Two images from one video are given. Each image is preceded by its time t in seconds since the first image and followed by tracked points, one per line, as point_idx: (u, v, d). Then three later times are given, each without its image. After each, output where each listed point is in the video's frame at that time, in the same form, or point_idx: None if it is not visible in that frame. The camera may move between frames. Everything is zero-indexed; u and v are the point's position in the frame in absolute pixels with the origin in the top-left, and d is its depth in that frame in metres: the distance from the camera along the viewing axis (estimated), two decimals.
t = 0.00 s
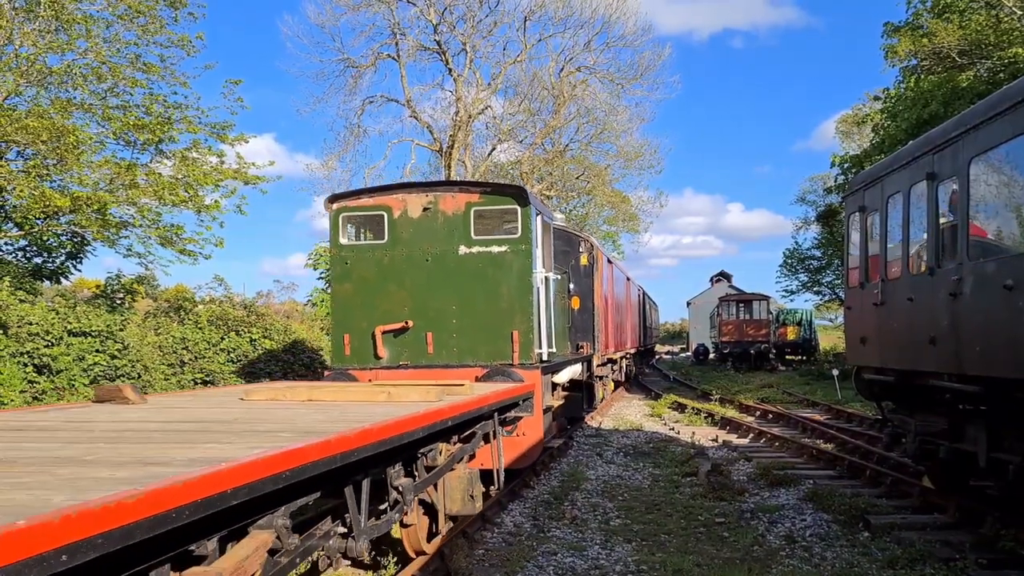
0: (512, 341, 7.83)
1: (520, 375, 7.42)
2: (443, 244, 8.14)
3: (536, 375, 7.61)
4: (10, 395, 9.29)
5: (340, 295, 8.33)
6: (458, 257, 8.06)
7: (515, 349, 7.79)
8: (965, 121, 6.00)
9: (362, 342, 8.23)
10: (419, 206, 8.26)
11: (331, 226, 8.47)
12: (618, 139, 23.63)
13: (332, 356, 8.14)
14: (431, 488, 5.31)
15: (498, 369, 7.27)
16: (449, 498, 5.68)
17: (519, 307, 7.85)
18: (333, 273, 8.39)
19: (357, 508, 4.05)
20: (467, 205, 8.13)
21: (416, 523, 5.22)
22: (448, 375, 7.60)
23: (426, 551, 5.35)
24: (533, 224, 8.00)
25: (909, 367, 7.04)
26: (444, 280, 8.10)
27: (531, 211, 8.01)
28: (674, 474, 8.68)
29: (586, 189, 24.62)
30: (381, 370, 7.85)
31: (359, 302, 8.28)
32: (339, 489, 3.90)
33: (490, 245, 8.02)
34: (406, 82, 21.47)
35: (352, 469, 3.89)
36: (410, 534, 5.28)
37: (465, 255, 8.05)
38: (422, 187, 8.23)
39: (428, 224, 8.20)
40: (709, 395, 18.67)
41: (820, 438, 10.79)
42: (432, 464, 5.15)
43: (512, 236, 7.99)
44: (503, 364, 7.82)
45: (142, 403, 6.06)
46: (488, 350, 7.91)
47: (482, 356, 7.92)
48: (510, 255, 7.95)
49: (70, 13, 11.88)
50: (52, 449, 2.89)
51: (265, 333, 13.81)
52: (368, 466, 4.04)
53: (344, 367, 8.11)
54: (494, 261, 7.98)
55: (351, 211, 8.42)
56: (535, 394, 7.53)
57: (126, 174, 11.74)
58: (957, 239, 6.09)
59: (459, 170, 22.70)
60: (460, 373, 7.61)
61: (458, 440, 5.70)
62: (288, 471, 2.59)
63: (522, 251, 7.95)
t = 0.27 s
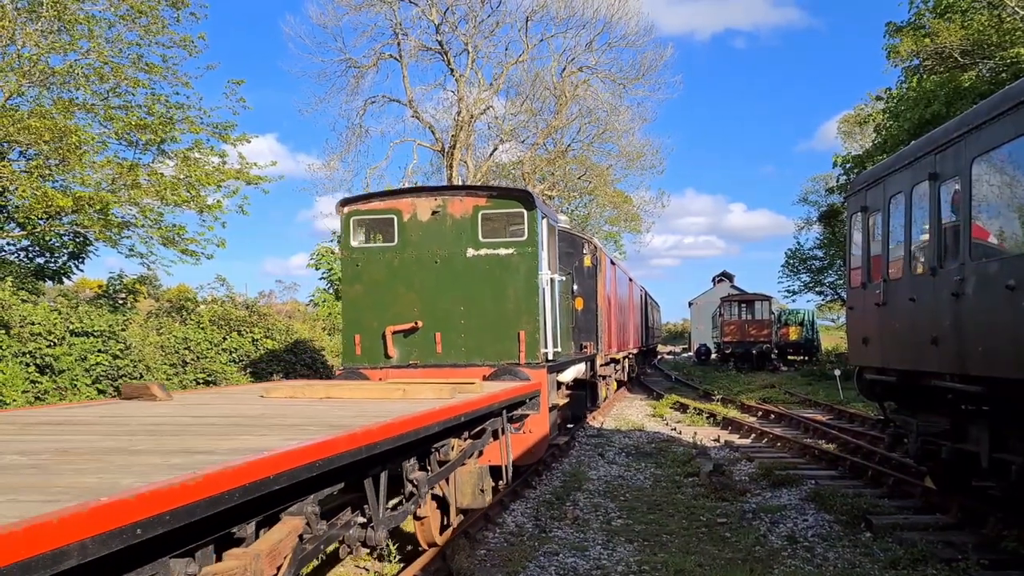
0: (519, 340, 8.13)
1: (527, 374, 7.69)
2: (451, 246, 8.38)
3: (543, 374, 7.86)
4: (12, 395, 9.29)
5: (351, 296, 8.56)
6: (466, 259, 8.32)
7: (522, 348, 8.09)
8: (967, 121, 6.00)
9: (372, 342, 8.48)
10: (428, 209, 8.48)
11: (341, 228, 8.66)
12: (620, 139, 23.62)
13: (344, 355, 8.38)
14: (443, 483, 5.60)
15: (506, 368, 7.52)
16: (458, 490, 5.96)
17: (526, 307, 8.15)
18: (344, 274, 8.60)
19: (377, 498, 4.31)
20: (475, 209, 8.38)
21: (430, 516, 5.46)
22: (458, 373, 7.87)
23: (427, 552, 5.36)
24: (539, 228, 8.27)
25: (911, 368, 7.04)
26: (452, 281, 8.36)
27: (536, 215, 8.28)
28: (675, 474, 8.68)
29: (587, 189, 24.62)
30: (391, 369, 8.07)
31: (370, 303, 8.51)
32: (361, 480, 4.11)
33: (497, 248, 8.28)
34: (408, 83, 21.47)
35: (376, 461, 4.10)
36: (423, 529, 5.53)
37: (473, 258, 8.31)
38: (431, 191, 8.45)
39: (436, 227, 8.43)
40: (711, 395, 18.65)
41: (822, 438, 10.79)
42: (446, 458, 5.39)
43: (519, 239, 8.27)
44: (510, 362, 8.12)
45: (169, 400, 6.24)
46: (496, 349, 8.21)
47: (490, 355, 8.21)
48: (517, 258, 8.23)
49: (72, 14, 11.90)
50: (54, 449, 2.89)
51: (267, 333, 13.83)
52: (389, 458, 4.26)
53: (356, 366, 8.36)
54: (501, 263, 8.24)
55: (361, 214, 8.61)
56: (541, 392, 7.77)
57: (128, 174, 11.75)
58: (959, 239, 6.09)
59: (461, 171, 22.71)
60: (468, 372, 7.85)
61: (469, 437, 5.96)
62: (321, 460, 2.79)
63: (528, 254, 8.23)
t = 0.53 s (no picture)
0: (525, 341, 8.19)
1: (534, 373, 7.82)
2: (459, 248, 8.47)
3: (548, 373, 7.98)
4: (13, 395, 9.29)
5: (361, 297, 8.67)
6: (473, 261, 8.41)
7: (528, 348, 8.16)
8: (969, 121, 6.00)
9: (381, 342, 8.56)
10: (436, 212, 8.59)
11: (350, 231, 8.77)
12: (621, 139, 23.62)
13: (353, 355, 8.47)
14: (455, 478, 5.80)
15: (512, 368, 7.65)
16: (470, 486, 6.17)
17: (532, 309, 8.21)
18: (354, 276, 8.71)
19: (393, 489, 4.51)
20: (482, 212, 8.48)
21: (442, 509, 5.66)
22: (465, 373, 7.98)
23: (429, 552, 5.37)
24: (545, 230, 8.37)
25: (913, 368, 7.03)
26: (459, 283, 8.44)
27: (543, 218, 8.37)
28: (677, 474, 8.68)
29: (589, 189, 24.62)
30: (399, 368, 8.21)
31: (379, 304, 8.60)
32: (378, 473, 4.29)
33: (504, 250, 8.37)
34: (410, 83, 21.47)
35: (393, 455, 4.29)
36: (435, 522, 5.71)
37: (480, 260, 8.40)
38: (439, 195, 8.57)
39: (444, 230, 8.53)
40: (712, 395, 18.65)
41: (823, 438, 10.79)
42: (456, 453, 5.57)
43: (525, 242, 8.36)
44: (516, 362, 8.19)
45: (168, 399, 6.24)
46: (502, 349, 8.28)
47: (496, 355, 8.28)
48: (524, 259, 8.31)
49: (74, 14, 11.91)
50: (55, 449, 2.89)
51: (269, 333, 13.85)
52: (405, 452, 4.45)
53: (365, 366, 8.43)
54: (508, 264, 8.33)
55: (370, 217, 8.71)
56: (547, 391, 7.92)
57: (130, 174, 11.77)
58: (961, 239, 6.08)
59: (462, 171, 22.72)
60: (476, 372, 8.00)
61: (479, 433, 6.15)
62: (350, 451, 2.97)
63: (534, 256, 8.31)
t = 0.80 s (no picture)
0: (530, 340, 8.61)
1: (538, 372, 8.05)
2: (465, 251, 8.87)
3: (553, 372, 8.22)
4: (14, 395, 9.30)
5: (371, 298, 9.11)
6: (480, 263, 8.80)
7: (533, 347, 8.58)
8: (969, 122, 6.00)
9: (391, 341, 9.03)
10: (443, 215, 8.98)
11: (361, 234, 9.18)
12: (622, 139, 23.62)
13: (365, 354, 8.93)
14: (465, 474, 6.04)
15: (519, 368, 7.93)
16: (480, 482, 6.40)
17: (537, 309, 8.62)
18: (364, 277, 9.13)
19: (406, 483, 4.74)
20: (488, 215, 8.85)
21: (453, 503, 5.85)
22: (472, 372, 8.42)
23: (430, 552, 5.37)
24: (549, 233, 8.72)
25: (914, 368, 7.03)
26: (466, 284, 8.86)
27: (547, 220, 8.72)
28: (678, 475, 8.68)
29: (590, 189, 24.62)
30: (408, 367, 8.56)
31: (389, 304, 9.05)
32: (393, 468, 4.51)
33: (510, 252, 8.75)
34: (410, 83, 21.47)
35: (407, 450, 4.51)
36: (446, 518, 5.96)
37: (486, 262, 8.79)
38: (446, 199, 8.94)
39: (451, 232, 8.94)
40: (713, 395, 18.64)
41: (824, 438, 10.81)
42: (467, 449, 5.77)
43: (530, 244, 8.73)
44: (522, 360, 8.62)
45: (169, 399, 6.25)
46: (508, 348, 8.71)
47: (502, 353, 8.71)
48: (529, 261, 8.70)
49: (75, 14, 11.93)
50: (56, 449, 2.89)
51: (270, 333, 13.86)
52: (418, 447, 4.65)
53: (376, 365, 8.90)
54: (513, 266, 8.73)
55: (379, 220, 9.11)
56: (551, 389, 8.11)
57: (131, 174, 11.77)
58: (962, 238, 6.08)
59: (463, 171, 22.72)
60: (483, 370, 8.39)
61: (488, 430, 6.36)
62: (371, 444, 3.15)
63: (539, 258, 8.69)
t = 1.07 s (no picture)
0: (534, 340, 8.87)
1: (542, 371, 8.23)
2: (472, 253, 9.20)
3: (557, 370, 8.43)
4: (14, 394, 9.31)
5: (379, 299, 9.43)
6: (485, 264, 9.13)
7: (537, 346, 8.84)
8: (971, 121, 5.99)
9: (398, 341, 9.30)
10: (451, 218, 9.32)
11: (370, 236, 9.51)
12: (623, 139, 23.61)
13: (373, 353, 9.21)
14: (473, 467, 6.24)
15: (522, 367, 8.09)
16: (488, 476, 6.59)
17: (542, 309, 8.89)
18: (373, 279, 9.45)
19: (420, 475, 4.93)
20: (494, 218, 9.18)
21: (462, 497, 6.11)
22: (479, 370, 8.66)
23: (431, 552, 5.35)
24: (553, 235, 9.05)
25: (915, 368, 7.01)
26: (472, 285, 9.16)
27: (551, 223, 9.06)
28: (678, 475, 8.67)
29: (590, 189, 24.62)
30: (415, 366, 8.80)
31: (397, 305, 9.36)
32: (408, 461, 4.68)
33: (515, 254, 9.07)
34: (411, 83, 21.47)
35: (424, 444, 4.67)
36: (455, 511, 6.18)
37: (492, 263, 9.12)
38: (454, 202, 9.28)
39: (458, 235, 9.26)
40: (714, 395, 18.64)
41: (824, 438, 10.81)
42: (477, 445, 5.92)
43: (535, 246, 9.05)
44: (526, 359, 8.87)
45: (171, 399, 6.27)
46: (513, 347, 8.97)
47: (507, 353, 8.97)
48: (533, 263, 9.00)
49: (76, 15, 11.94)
50: (57, 449, 2.89)
51: (271, 333, 13.87)
52: (434, 442, 4.81)
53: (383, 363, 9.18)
54: (518, 268, 9.04)
55: (388, 224, 9.46)
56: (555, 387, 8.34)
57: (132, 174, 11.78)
58: (963, 238, 6.07)
59: (464, 171, 22.72)
60: (489, 369, 8.64)
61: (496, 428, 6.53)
62: (396, 436, 3.30)
63: (543, 259, 9.00)
